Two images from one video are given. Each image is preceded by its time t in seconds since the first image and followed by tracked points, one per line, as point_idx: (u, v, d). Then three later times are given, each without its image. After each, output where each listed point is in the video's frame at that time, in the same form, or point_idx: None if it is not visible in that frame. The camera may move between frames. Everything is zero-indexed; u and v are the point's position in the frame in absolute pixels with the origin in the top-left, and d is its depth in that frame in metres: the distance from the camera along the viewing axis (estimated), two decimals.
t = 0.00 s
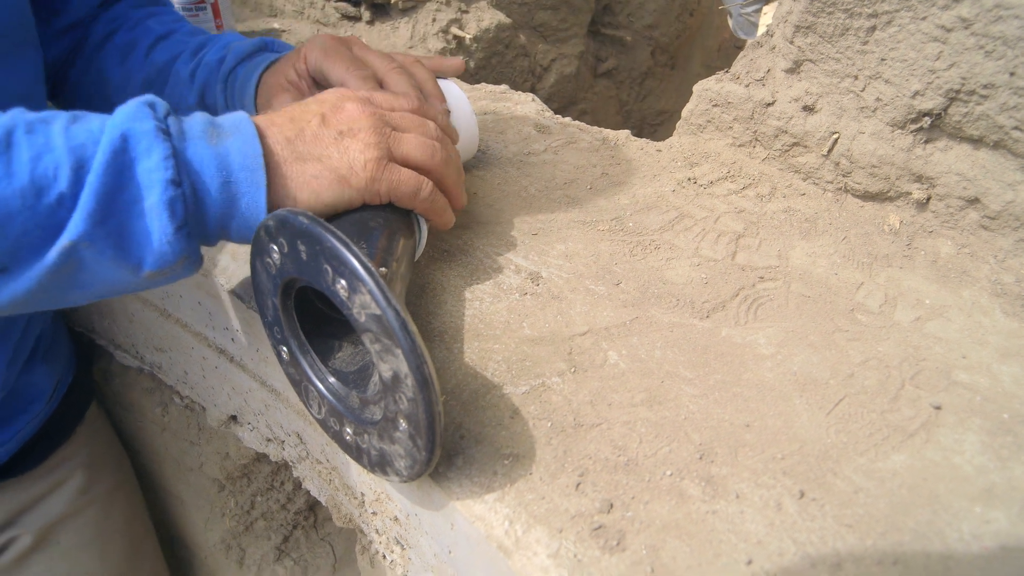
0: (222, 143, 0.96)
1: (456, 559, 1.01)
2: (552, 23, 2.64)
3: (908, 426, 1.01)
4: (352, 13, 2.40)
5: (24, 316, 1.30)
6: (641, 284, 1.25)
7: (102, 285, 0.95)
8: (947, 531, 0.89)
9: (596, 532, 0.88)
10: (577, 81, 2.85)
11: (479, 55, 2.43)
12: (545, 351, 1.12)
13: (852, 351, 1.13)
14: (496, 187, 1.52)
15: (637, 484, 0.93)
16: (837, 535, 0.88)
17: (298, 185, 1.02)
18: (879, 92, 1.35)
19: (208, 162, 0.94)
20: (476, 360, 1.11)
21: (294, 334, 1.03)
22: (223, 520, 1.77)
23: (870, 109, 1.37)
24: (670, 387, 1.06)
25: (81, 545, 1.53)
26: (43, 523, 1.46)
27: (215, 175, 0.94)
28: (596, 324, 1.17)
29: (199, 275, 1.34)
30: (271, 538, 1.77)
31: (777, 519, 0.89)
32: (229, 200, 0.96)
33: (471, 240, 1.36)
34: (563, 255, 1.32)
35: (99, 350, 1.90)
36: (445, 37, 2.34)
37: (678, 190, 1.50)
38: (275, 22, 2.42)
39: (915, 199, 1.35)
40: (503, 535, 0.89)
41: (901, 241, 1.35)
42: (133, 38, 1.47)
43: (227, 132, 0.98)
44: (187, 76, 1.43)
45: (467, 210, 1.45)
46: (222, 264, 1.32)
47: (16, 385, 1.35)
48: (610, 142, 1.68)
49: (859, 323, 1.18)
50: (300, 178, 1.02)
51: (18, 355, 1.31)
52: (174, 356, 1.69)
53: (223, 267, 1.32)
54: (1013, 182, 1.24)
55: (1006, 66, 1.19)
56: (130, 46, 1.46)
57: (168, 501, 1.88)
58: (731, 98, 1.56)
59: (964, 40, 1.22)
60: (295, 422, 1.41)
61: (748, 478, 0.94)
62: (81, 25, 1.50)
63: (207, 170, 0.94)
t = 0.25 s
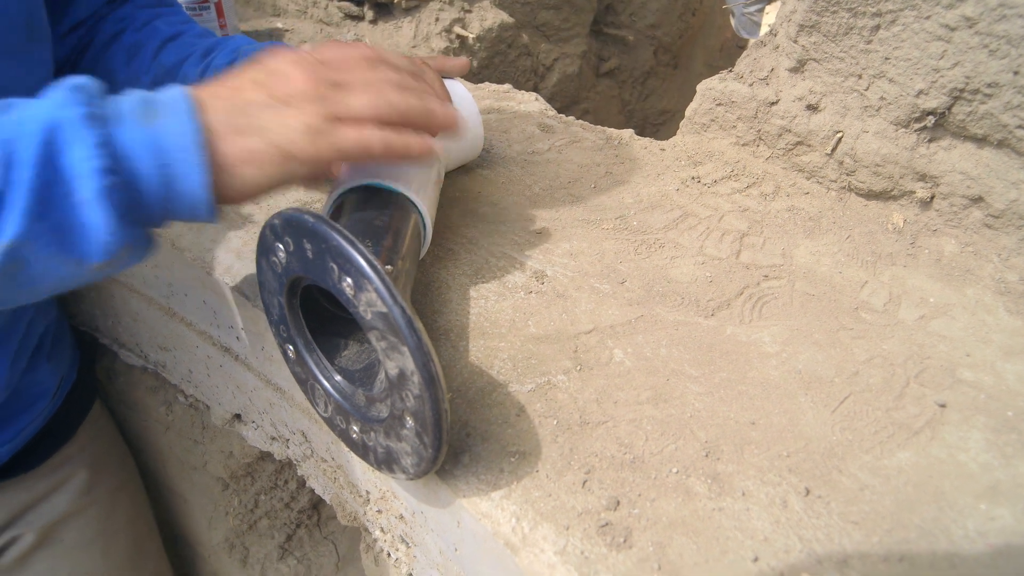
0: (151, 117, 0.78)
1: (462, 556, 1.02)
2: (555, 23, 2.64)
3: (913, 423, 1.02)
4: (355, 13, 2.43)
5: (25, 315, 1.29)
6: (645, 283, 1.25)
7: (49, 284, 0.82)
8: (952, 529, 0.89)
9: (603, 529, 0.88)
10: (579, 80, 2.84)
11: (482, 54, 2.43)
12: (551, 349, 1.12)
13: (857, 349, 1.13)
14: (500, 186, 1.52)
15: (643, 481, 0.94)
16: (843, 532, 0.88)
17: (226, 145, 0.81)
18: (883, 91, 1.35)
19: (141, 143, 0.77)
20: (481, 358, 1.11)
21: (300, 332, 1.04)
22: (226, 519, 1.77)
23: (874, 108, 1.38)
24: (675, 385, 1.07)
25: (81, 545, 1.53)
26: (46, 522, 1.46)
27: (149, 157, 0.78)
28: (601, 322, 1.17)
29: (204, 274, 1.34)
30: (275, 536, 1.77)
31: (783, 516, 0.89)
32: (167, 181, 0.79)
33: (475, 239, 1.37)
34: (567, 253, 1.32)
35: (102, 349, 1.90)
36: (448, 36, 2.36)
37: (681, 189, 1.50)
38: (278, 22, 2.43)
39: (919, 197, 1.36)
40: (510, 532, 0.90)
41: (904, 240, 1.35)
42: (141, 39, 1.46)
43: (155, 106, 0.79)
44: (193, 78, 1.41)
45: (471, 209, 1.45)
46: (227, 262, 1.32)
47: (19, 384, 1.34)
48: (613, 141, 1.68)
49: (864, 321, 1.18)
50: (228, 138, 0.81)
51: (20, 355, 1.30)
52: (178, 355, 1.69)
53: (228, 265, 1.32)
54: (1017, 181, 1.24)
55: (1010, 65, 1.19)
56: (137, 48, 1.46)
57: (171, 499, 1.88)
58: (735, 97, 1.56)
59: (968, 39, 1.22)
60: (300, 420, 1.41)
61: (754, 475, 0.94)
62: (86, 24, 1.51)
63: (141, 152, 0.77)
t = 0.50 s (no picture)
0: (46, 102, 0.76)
1: (464, 555, 1.02)
2: (556, 23, 2.64)
3: (915, 422, 1.02)
4: (356, 13, 2.43)
5: (26, 317, 1.29)
6: (647, 282, 1.26)
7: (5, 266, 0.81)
8: (954, 527, 0.89)
9: (605, 528, 0.88)
10: (580, 80, 2.84)
11: (483, 54, 2.44)
12: (553, 348, 1.12)
13: (858, 348, 1.13)
14: (501, 186, 1.52)
15: (646, 480, 0.94)
16: (845, 531, 0.88)
17: (78, 260, 0.76)
18: (885, 91, 1.35)
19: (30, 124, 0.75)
20: (483, 357, 1.11)
21: (302, 331, 1.04)
22: (227, 519, 1.77)
23: (875, 108, 1.38)
24: (677, 384, 1.07)
25: (80, 545, 1.50)
26: (45, 521, 1.45)
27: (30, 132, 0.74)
28: (603, 322, 1.17)
29: (205, 274, 1.33)
30: (276, 536, 1.77)
31: (786, 515, 0.90)
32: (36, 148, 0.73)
33: (477, 239, 1.37)
34: (569, 253, 1.32)
35: (102, 349, 1.90)
36: (449, 36, 2.36)
37: (683, 189, 1.50)
38: (279, 22, 2.43)
39: (920, 197, 1.36)
40: (513, 531, 0.90)
41: (905, 239, 1.35)
42: (144, 43, 1.56)
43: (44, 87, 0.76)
44: (198, 79, 1.52)
45: (473, 209, 1.45)
46: (229, 262, 1.33)
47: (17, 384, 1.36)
48: (614, 141, 1.68)
49: (866, 320, 1.18)
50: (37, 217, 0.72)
51: (18, 359, 1.30)
52: (180, 354, 1.68)
53: (230, 265, 1.32)
54: (1018, 180, 1.25)
55: (1011, 65, 1.19)
56: (140, 49, 1.55)
57: (171, 498, 1.87)
58: (736, 97, 1.56)
59: (969, 39, 1.22)
60: (302, 419, 1.40)
61: (756, 474, 0.94)
62: (90, 25, 1.57)
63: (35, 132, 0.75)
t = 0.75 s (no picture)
0: None
1: (468, 553, 1.02)
2: (558, 22, 2.64)
3: (918, 420, 1.02)
4: (358, 12, 2.43)
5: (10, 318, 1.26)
6: (650, 281, 1.26)
7: None
8: (958, 525, 0.89)
9: (610, 525, 0.89)
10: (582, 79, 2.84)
11: (485, 54, 2.44)
12: (557, 347, 1.13)
13: (861, 347, 1.13)
14: (504, 185, 1.52)
15: (650, 478, 0.94)
16: (849, 529, 0.88)
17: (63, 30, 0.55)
18: (888, 89, 1.36)
19: None
20: (487, 356, 1.11)
21: (306, 330, 1.04)
22: (229, 518, 1.77)
23: (877, 107, 1.38)
24: (681, 382, 1.07)
25: (73, 545, 1.52)
26: (34, 524, 1.45)
27: None
28: (607, 320, 1.18)
29: (209, 272, 1.33)
30: (278, 535, 1.79)
31: (790, 513, 0.90)
32: None
33: (480, 238, 1.37)
34: (572, 252, 1.33)
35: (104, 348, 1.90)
36: (451, 36, 2.36)
37: (685, 188, 1.50)
38: (281, 22, 2.45)
39: (923, 196, 1.36)
40: (517, 529, 0.90)
41: (908, 238, 1.36)
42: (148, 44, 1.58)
43: None
44: (201, 79, 1.54)
45: (476, 207, 1.45)
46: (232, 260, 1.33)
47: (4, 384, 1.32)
48: (617, 140, 1.68)
49: (868, 319, 1.19)
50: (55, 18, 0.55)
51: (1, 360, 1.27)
52: (183, 353, 1.67)
53: (233, 263, 1.32)
54: (1021, 179, 1.25)
55: (1014, 64, 1.20)
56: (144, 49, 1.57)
57: (171, 497, 1.88)
58: (739, 96, 1.56)
59: (972, 38, 1.23)
60: (306, 418, 1.40)
61: (760, 472, 0.95)
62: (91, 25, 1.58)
63: None
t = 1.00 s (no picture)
0: None
1: (473, 551, 1.02)
2: (559, 22, 2.64)
3: (921, 419, 1.02)
4: (360, 12, 2.43)
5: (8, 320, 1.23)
6: (653, 280, 1.26)
7: None
8: (961, 523, 0.90)
9: (614, 523, 0.89)
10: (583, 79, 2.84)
11: (487, 54, 2.45)
12: (561, 345, 1.13)
13: (864, 346, 1.13)
14: (507, 184, 1.52)
15: (654, 476, 0.94)
16: (853, 527, 0.89)
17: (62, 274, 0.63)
18: (890, 89, 1.36)
19: None
20: (491, 354, 1.11)
21: (311, 329, 1.04)
22: (232, 517, 1.78)
23: (880, 106, 1.38)
24: (685, 381, 1.07)
25: (75, 545, 1.50)
26: (35, 523, 1.44)
27: None
28: (610, 319, 1.18)
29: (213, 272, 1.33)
30: (280, 534, 1.79)
31: (794, 511, 0.90)
32: None
33: (483, 237, 1.37)
34: (575, 251, 1.33)
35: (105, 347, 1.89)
36: (453, 36, 2.37)
37: (688, 187, 1.50)
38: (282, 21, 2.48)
39: (925, 195, 1.37)
40: (522, 527, 0.90)
41: (911, 237, 1.36)
42: (151, 42, 1.57)
43: None
44: (205, 78, 1.52)
45: (478, 207, 1.46)
46: (236, 260, 1.33)
47: (5, 384, 1.32)
48: (619, 139, 1.68)
49: (871, 318, 1.19)
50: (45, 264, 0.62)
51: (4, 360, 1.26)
52: (186, 352, 1.68)
53: (237, 263, 1.32)
54: None
55: (1016, 63, 1.20)
56: (146, 49, 1.56)
57: (173, 496, 1.87)
58: (741, 95, 1.57)
59: (974, 38, 1.23)
60: (309, 417, 1.40)
61: (764, 470, 0.95)
62: (92, 25, 1.57)
63: None
